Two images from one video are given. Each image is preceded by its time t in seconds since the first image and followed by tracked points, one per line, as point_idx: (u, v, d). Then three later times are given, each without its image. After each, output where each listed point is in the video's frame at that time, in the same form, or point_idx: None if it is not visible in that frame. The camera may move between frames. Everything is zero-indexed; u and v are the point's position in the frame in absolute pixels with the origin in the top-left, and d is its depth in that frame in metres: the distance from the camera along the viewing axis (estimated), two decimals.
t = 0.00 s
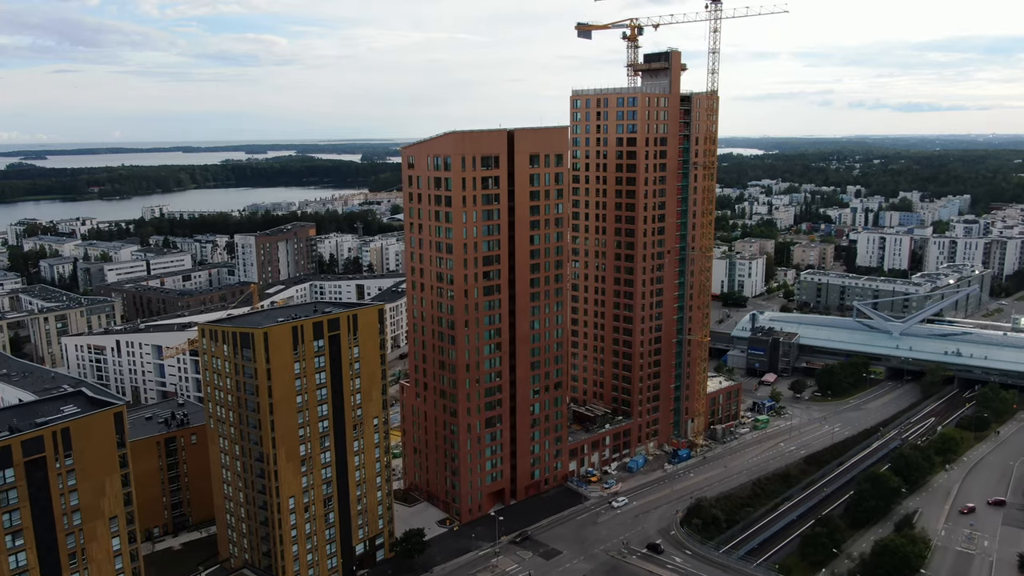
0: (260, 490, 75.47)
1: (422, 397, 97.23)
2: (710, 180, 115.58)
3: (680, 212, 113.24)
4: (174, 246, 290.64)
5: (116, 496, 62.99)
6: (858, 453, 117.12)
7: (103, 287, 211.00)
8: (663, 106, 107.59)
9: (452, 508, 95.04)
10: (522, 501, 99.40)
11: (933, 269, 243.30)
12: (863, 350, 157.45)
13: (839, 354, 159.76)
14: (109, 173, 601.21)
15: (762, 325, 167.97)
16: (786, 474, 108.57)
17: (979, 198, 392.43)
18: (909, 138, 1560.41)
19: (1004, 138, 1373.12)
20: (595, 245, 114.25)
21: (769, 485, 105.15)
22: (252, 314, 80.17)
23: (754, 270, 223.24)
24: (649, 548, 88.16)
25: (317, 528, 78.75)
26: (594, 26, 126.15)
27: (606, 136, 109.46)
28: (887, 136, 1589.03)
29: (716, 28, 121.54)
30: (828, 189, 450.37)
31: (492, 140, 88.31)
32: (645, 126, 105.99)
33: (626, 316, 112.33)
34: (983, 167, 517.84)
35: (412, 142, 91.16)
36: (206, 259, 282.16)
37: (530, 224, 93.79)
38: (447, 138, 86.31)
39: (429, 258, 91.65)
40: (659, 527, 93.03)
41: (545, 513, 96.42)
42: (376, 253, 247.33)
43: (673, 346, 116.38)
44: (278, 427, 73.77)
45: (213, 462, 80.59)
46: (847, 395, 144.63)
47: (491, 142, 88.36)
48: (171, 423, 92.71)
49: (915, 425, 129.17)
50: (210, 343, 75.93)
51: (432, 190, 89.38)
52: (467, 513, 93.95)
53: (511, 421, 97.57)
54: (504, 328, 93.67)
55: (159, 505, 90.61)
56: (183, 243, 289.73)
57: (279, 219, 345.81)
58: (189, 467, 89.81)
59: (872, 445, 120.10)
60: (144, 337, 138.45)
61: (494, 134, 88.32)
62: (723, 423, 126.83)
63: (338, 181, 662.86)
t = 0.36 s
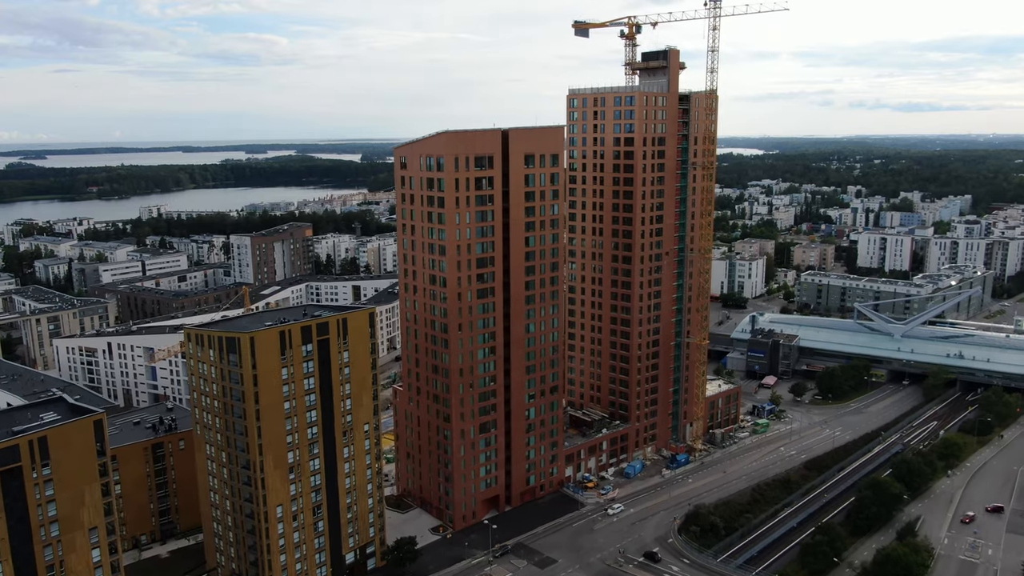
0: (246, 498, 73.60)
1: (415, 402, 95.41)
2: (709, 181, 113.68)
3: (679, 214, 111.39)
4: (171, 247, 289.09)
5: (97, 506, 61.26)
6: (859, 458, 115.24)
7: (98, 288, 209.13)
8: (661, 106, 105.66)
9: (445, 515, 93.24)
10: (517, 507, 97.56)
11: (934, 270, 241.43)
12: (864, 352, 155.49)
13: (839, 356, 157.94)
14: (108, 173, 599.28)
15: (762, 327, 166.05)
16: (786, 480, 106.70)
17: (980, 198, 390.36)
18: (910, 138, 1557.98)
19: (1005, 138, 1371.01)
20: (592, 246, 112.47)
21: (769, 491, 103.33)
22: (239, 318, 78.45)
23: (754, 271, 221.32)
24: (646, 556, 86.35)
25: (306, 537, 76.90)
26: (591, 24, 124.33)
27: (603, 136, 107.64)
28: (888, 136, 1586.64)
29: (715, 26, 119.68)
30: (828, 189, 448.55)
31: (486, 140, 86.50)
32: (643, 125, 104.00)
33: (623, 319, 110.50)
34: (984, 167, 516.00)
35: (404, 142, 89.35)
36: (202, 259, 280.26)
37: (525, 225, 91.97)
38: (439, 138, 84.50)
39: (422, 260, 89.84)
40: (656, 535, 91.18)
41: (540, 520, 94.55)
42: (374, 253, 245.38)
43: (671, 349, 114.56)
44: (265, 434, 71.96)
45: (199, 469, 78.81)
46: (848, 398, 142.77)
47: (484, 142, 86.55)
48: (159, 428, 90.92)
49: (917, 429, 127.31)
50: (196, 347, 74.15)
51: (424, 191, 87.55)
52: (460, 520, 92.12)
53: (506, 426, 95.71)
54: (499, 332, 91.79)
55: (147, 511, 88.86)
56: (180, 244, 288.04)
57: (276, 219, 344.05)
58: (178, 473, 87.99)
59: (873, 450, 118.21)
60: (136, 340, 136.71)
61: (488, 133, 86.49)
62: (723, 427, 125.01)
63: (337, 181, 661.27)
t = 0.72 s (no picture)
0: (230, 508, 71.50)
1: (406, 407, 93.29)
2: (707, 181, 111.55)
3: (676, 215, 109.34)
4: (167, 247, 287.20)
5: (71, 519, 59.20)
6: (860, 464, 113.17)
7: (90, 290, 206.97)
8: (658, 105, 103.54)
9: (437, 523, 91.12)
10: (510, 515, 95.45)
11: (936, 271, 239.31)
12: (865, 355, 153.29)
13: (840, 359, 155.87)
14: (106, 173, 597.14)
15: (761, 329, 164.02)
16: (785, 487, 104.65)
17: (982, 198, 388.15)
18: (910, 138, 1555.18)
19: (1005, 138, 1368.39)
20: (588, 248, 110.35)
21: (768, 498, 101.27)
22: (224, 322, 76.45)
23: (753, 272, 219.14)
24: (642, 566, 84.33)
25: (292, 548, 74.81)
26: (587, 22, 122.21)
27: (599, 136, 105.58)
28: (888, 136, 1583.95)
29: (713, 24, 117.60)
30: (829, 189, 446.44)
31: (477, 140, 84.48)
32: (639, 125, 101.82)
33: (620, 322, 108.36)
34: (985, 167, 513.85)
35: (394, 142, 87.25)
36: (197, 260, 278.09)
37: (518, 227, 89.90)
38: (430, 137, 82.43)
39: (412, 262, 87.73)
40: (652, 544, 89.17)
41: (534, 528, 92.46)
42: (370, 254, 243.21)
43: (669, 353, 112.45)
44: (249, 442, 69.87)
45: (182, 478, 76.76)
46: (848, 402, 140.71)
47: (476, 142, 84.52)
48: (143, 435, 88.85)
49: (919, 434, 125.21)
50: (178, 353, 72.14)
51: (415, 192, 85.41)
52: (452, 529, 90.02)
53: (499, 432, 93.62)
54: (491, 336, 89.68)
55: (130, 520, 86.72)
56: (175, 244, 286.19)
57: (273, 219, 341.88)
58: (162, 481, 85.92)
59: (874, 455, 116.14)
60: (126, 342, 134.71)
61: (479, 133, 84.49)
62: (721, 432, 122.94)
63: (336, 181, 659.12)
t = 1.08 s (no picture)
0: (211, 519, 69.36)
1: (396, 413, 91.13)
2: (705, 182, 109.34)
3: (673, 216, 107.22)
4: (162, 248, 285.19)
5: (42, 532, 57.19)
6: (860, 470, 111.04)
7: (83, 291, 204.87)
8: (654, 104, 101.44)
9: (427, 532, 88.98)
10: (503, 523, 93.31)
11: (937, 272, 237.20)
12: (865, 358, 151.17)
13: (840, 362, 153.68)
14: (104, 173, 595.05)
15: (760, 332, 161.89)
16: (785, 494, 102.54)
17: (983, 198, 385.97)
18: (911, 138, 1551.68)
19: (1006, 138, 1365.19)
20: (583, 250, 108.20)
21: (767, 506, 99.18)
22: (207, 327, 74.30)
23: (753, 273, 217.04)
24: None
25: (276, 559, 72.69)
26: (583, 19, 120.11)
27: (594, 135, 103.45)
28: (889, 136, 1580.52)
29: (710, 21, 115.51)
30: (829, 189, 444.27)
31: (468, 140, 82.36)
32: (635, 124, 99.78)
33: (616, 325, 106.24)
34: (985, 167, 511.52)
35: (384, 142, 85.04)
36: (193, 261, 276.00)
37: (510, 229, 87.76)
38: (419, 137, 80.27)
39: (402, 265, 85.51)
40: (648, 554, 87.09)
41: (527, 537, 90.37)
42: (367, 255, 241.11)
43: (665, 357, 110.36)
44: (231, 452, 67.73)
45: (164, 487, 74.63)
46: (849, 406, 138.53)
47: (467, 142, 82.39)
48: (126, 442, 86.68)
49: (920, 439, 123.12)
50: (159, 359, 70.04)
51: (404, 193, 83.21)
52: (443, 538, 87.88)
53: (491, 439, 91.47)
54: (483, 341, 87.52)
55: (113, 529, 84.57)
56: (171, 244, 284.15)
57: (270, 219, 339.81)
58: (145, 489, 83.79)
59: (875, 461, 113.96)
60: (114, 345, 132.60)
61: (470, 133, 82.40)
62: (720, 437, 120.80)
63: (335, 181, 656.54)
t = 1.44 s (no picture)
0: (193, 529, 67.44)
1: (387, 419, 89.16)
2: (703, 183, 107.11)
3: (670, 218, 105.26)
4: (158, 248, 283.16)
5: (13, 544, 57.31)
6: (861, 475, 109.10)
7: (76, 293, 203.08)
8: (651, 103, 99.46)
9: (418, 540, 87.06)
10: (496, 531, 91.39)
11: (938, 274, 235.24)
12: (866, 361, 149.40)
13: (840, 365, 151.68)
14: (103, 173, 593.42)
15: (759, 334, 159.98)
16: (783, 501, 100.68)
17: (984, 198, 383.83)
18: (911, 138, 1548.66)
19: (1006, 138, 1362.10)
20: (579, 252, 106.20)
21: (765, 513, 97.28)
22: (190, 332, 72.42)
23: (753, 274, 215.01)
24: None
25: (261, 571, 70.77)
26: (579, 17, 118.13)
27: (589, 135, 101.45)
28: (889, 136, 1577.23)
29: (708, 19, 113.45)
30: (829, 188, 442.27)
31: (459, 140, 80.44)
32: (631, 124, 97.89)
33: (612, 329, 104.29)
34: (986, 167, 509.39)
35: (373, 141, 83.05)
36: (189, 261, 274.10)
37: (503, 231, 85.79)
38: (409, 137, 78.29)
39: (392, 269, 83.52)
40: (644, 564, 85.22)
41: (520, 545, 88.47)
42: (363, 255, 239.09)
43: (662, 361, 108.43)
44: (213, 462, 65.84)
45: (146, 497, 72.76)
46: (849, 410, 136.56)
47: (458, 142, 80.47)
48: (110, 449, 84.76)
49: (922, 443, 121.18)
50: (139, 365, 68.13)
51: (394, 194, 81.21)
52: (435, 546, 85.95)
53: (483, 445, 89.51)
54: (475, 345, 85.57)
55: (96, 538, 82.68)
56: (166, 244, 282.25)
57: (267, 219, 337.96)
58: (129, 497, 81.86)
59: (876, 466, 111.96)
60: (104, 348, 130.92)
61: (462, 133, 80.47)
62: (718, 442, 118.85)
63: (335, 181, 654.10)
